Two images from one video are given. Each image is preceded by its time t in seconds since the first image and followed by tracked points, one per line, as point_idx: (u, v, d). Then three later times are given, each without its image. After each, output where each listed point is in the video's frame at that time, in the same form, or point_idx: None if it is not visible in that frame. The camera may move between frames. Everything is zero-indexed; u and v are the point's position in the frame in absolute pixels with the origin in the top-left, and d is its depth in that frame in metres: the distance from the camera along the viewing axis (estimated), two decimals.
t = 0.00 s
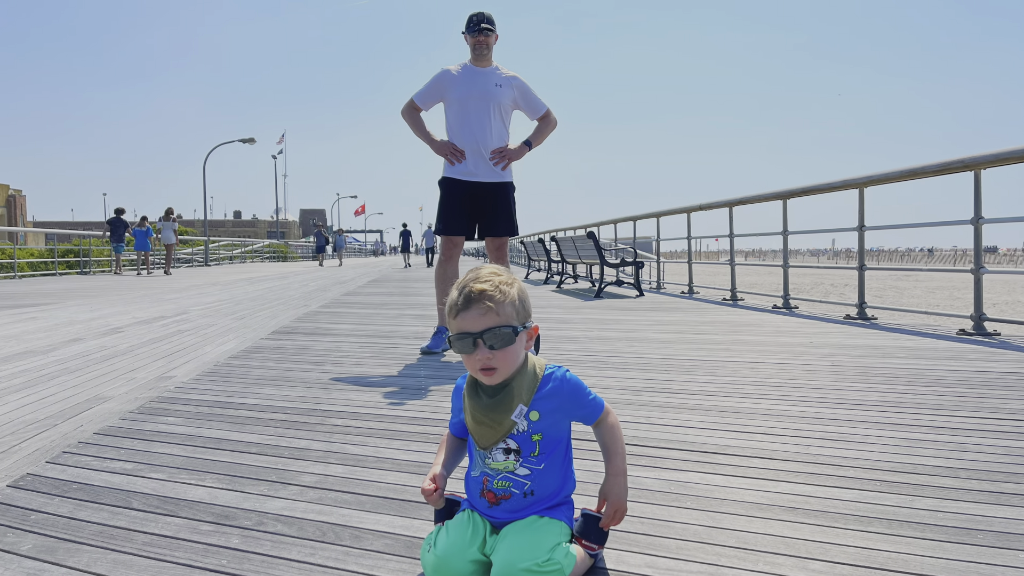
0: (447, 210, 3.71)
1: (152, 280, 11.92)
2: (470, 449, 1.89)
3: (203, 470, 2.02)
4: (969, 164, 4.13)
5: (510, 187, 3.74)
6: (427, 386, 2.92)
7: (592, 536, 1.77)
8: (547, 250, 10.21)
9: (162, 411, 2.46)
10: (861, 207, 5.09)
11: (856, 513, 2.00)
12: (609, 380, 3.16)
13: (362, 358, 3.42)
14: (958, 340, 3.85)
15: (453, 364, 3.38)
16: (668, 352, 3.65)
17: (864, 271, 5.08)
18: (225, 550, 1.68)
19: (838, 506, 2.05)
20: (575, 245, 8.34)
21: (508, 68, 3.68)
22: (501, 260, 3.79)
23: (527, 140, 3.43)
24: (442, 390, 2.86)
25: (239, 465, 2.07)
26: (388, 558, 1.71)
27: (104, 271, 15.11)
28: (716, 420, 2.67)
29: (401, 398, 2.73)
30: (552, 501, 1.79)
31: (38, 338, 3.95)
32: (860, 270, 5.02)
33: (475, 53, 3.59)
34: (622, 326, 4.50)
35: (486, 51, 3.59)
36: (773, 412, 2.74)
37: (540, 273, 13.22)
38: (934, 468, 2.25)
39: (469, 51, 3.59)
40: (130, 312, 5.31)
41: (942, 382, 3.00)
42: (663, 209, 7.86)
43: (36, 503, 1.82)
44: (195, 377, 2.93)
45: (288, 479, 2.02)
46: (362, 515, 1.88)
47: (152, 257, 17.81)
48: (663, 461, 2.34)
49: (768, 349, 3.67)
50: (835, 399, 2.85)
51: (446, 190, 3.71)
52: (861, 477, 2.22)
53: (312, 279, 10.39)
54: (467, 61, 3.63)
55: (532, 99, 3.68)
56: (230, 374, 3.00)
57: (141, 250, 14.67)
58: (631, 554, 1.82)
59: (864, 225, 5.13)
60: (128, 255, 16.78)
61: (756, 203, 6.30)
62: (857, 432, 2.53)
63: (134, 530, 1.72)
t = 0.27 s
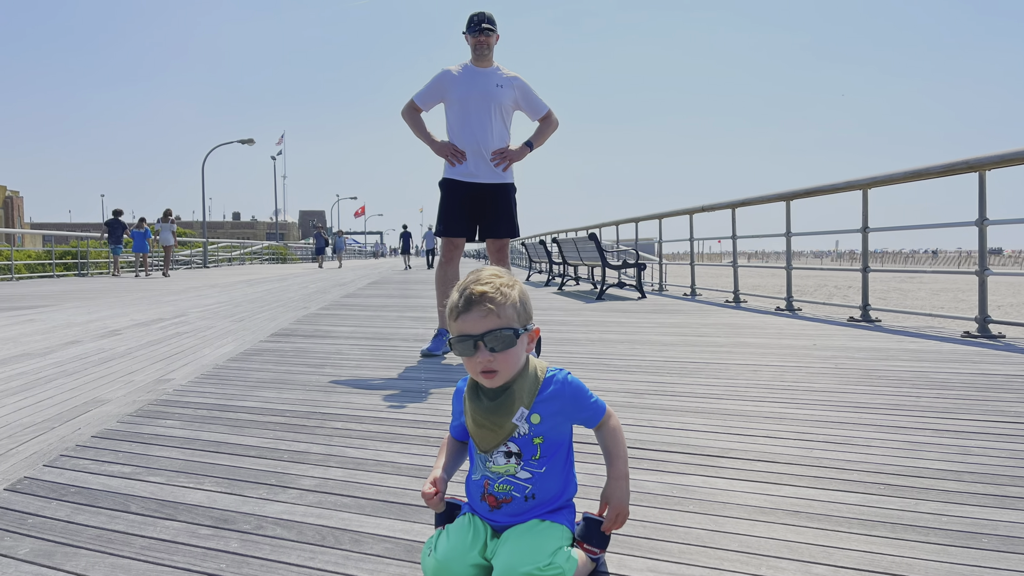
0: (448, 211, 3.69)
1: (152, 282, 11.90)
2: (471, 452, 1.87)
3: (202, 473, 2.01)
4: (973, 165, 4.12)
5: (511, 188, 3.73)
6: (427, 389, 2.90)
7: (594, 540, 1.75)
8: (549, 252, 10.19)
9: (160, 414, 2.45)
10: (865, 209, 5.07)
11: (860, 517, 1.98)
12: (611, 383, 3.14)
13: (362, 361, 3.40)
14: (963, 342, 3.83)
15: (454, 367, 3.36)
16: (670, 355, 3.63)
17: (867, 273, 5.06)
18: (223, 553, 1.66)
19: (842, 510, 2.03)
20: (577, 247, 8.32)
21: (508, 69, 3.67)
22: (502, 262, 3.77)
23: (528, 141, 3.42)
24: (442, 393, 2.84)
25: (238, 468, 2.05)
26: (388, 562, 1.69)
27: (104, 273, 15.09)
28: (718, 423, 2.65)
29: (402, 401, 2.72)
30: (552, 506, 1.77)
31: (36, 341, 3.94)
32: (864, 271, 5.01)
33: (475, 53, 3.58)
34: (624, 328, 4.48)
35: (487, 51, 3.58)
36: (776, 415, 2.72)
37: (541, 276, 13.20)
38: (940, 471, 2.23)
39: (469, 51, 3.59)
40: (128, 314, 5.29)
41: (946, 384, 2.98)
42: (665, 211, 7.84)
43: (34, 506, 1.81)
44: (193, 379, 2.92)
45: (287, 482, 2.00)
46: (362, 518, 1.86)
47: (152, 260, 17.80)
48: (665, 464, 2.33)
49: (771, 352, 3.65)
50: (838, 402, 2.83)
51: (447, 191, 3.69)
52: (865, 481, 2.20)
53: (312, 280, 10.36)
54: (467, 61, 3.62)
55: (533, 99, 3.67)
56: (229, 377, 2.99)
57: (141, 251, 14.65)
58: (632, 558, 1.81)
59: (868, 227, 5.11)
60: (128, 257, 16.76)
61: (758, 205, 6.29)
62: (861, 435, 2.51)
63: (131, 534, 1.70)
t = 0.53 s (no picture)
0: (449, 213, 3.68)
1: (152, 284, 11.89)
2: (472, 457, 1.85)
3: (200, 478, 1.99)
4: (978, 166, 4.10)
5: (513, 190, 3.71)
6: (428, 392, 2.88)
7: (596, 544, 1.72)
8: (550, 254, 10.17)
9: (158, 417, 2.43)
10: (869, 211, 5.05)
11: (865, 522, 1.96)
12: (613, 386, 3.12)
13: (362, 364, 3.38)
14: (968, 345, 3.80)
15: (454, 370, 3.34)
16: (673, 358, 3.61)
17: (871, 276, 5.04)
18: (221, 558, 1.64)
19: (847, 514, 2.01)
20: (579, 249, 8.30)
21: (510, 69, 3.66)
22: (503, 264, 3.76)
23: (529, 142, 3.40)
24: (443, 397, 2.82)
25: (237, 472, 2.04)
26: (388, 567, 1.67)
27: (104, 275, 15.09)
28: (721, 427, 2.63)
29: (402, 404, 2.70)
30: (553, 510, 1.74)
31: (34, 343, 3.93)
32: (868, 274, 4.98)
33: (476, 53, 3.57)
34: (627, 331, 4.46)
35: (488, 51, 3.56)
36: (779, 418, 2.70)
37: (543, 278, 13.17)
38: (945, 475, 2.21)
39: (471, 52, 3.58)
40: (127, 317, 5.28)
41: (952, 388, 2.96)
42: (667, 213, 7.82)
43: (30, 510, 1.79)
44: (192, 383, 2.90)
45: (286, 486, 1.98)
46: (362, 522, 1.84)
47: (153, 262, 17.79)
48: (668, 468, 2.31)
49: (774, 355, 3.63)
50: (842, 405, 2.81)
51: (447, 193, 3.68)
52: (870, 485, 2.17)
53: (312, 282, 10.35)
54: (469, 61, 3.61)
55: (534, 100, 3.66)
56: (228, 380, 2.97)
57: (141, 253, 14.63)
58: (635, 563, 1.78)
59: (871, 229, 5.08)
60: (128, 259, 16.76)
61: (761, 207, 6.26)
62: (865, 439, 2.49)
63: (129, 539, 1.69)
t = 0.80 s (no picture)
0: (450, 215, 3.66)
1: (151, 286, 11.87)
2: (473, 461, 1.83)
3: (199, 482, 1.97)
4: (985, 168, 4.07)
5: (514, 192, 3.69)
6: (429, 396, 2.86)
7: (598, 550, 1.69)
8: (553, 256, 10.13)
9: (157, 421, 2.42)
10: (875, 213, 5.02)
11: (870, 527, 1.94)
12: (616, 390, 3.10)
13: (362, 368, 3.36)
14: (975, 349, 3.77)
15: (455, 373, 3.32)
16: (676, 362, 3.59)
17: (877, 278, 5.01)
18: (219, 564, 1.62)
19: (852, 520, 1.98)
20: (581, 251, 8.28)
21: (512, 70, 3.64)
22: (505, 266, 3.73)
23: (531, 143, 3.38)
24: (443, 401, 2.80)
25: (236, 477, 2.02)
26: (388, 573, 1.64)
27: (102, 278, 15.08)
28: (724, 431, 2.61)
29: (403, 408, 2.68)
30: (555, 516, 1.72)
31: (32, 347, 3.91)
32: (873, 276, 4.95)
33: (478, 53, 3.55)
34: (629, 334, 4.43)
35: (488, 52, 3.55)
36: (783, 422, 2.67)
37: (545, 280, 13.14)
38: (951, 480, 2.19)
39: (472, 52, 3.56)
40: (124, 319, 5.26)
41: (958, 391, 2.93)
42: (671, 214, 7.79)
43: (27, 515, 1.77)
44: (189, 387, 2.88)
45: (285, 491, 1.96)
46: (362, 527, 1.82)
47: (150, 264, 17.76)
48: (671, 473, 2.28)
49: (778, 358, 3.61)
50: (848, 409, 2.78)
51: (449, 195, 3.66)
52: (875, 490, 2.15)
53: (312, 285, 10.32)
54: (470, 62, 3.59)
55: (537, 100, 3.64)
56: (226, 384, 2.95)
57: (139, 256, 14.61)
58: (638, 569, 1.76)
59: (877, 231, 5.06)
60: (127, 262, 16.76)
61: (766, 209, 6.24)
62: (870, 443, 2.47)
63: (126, 544, 1.67)
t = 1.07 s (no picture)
0: (450, 217, 3.64)
1: (150, 288, 11.84)
2: (474, 466, 1.81)
3: (197, 488, 1.95)
4: (991, 169, 4.04)
5: (515, 193, 3.67)
6: (429, 401, 2.84)
7: (601, 555, 1.68)
8: (555, 259, 10.10)
9: (154, 425, 2.40)
10: (880, 215, 4.99)
11: (875, 532, 1.91)
12: (619, 394, 3.07)
13: (362, 371, 3.34)
14: (982, 352, 3.74)
15: (456, 377, 3.29)
16: (679, 365, 3.56)
17: (882, 281, 4.98)
18: (217, 570, 1.60)
19: (858, 525, 1.95)
20: (583, 254, 8.25)
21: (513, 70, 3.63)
22: (506, 269, 3.71)
23: (533, 144, 3.37)
24: (444, 405, 2.78)
25: (234, 482, 2.00)
26: None
27: (100, 280, 15.05)
28: (727, 435, 2.58)
29: (403, 412, 2.65)
30: (557, 521, 1.70)
31: (28, 350, 3.89)
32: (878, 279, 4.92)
33: (479, 53, 3.53)
34: (632, 338, 4.41)
35: (490, 52, 3.53)
36: (787, 427, 2.65)
37: (547, 283, 13.10)
38: (957, 485, 2.16)
39: (473, 52, 3.54)
40: (121, 323, 5.24)
41: (964, 395, 2.91)
42: (674, 217, 7.76)
43: (23, 521, 1.75)
44: (187, 391, 2.86)
45: (284, 496, 1.94)
46: (362, 533, 1.80)
47: (150, 267, 17.73)
48: (674, 478, 2.26)
49: (782, 362, 3.58)
50: (853, 413, 2.75)
51: (450, 197, 3.64)
52: (880, 495, 2.12)
53: (312, 288, 10.29)
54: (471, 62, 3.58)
55: (538, 101, 3.62)
56: (224, 388, 2.93)
57: (135, 258, 14.58)
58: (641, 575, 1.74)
59: (883, 233, 5.02)
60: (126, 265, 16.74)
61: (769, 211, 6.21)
62: (875, 448, 2.44)
63: (123, 550, 1.64)
